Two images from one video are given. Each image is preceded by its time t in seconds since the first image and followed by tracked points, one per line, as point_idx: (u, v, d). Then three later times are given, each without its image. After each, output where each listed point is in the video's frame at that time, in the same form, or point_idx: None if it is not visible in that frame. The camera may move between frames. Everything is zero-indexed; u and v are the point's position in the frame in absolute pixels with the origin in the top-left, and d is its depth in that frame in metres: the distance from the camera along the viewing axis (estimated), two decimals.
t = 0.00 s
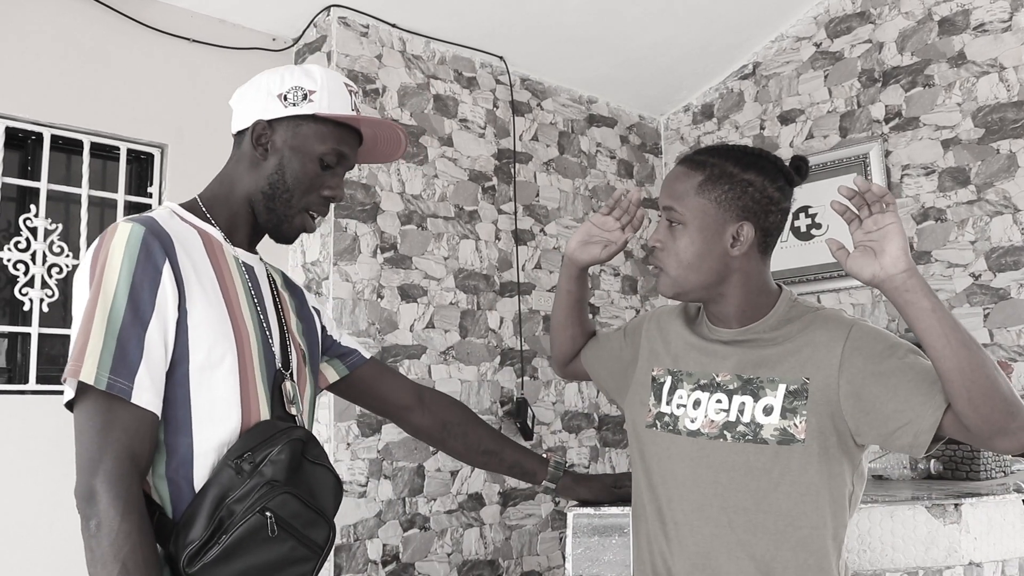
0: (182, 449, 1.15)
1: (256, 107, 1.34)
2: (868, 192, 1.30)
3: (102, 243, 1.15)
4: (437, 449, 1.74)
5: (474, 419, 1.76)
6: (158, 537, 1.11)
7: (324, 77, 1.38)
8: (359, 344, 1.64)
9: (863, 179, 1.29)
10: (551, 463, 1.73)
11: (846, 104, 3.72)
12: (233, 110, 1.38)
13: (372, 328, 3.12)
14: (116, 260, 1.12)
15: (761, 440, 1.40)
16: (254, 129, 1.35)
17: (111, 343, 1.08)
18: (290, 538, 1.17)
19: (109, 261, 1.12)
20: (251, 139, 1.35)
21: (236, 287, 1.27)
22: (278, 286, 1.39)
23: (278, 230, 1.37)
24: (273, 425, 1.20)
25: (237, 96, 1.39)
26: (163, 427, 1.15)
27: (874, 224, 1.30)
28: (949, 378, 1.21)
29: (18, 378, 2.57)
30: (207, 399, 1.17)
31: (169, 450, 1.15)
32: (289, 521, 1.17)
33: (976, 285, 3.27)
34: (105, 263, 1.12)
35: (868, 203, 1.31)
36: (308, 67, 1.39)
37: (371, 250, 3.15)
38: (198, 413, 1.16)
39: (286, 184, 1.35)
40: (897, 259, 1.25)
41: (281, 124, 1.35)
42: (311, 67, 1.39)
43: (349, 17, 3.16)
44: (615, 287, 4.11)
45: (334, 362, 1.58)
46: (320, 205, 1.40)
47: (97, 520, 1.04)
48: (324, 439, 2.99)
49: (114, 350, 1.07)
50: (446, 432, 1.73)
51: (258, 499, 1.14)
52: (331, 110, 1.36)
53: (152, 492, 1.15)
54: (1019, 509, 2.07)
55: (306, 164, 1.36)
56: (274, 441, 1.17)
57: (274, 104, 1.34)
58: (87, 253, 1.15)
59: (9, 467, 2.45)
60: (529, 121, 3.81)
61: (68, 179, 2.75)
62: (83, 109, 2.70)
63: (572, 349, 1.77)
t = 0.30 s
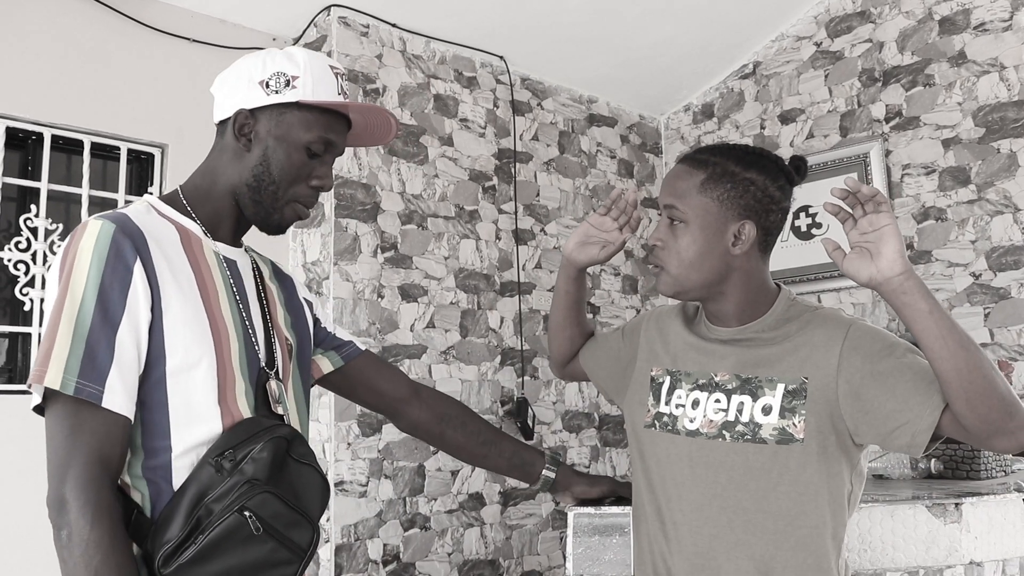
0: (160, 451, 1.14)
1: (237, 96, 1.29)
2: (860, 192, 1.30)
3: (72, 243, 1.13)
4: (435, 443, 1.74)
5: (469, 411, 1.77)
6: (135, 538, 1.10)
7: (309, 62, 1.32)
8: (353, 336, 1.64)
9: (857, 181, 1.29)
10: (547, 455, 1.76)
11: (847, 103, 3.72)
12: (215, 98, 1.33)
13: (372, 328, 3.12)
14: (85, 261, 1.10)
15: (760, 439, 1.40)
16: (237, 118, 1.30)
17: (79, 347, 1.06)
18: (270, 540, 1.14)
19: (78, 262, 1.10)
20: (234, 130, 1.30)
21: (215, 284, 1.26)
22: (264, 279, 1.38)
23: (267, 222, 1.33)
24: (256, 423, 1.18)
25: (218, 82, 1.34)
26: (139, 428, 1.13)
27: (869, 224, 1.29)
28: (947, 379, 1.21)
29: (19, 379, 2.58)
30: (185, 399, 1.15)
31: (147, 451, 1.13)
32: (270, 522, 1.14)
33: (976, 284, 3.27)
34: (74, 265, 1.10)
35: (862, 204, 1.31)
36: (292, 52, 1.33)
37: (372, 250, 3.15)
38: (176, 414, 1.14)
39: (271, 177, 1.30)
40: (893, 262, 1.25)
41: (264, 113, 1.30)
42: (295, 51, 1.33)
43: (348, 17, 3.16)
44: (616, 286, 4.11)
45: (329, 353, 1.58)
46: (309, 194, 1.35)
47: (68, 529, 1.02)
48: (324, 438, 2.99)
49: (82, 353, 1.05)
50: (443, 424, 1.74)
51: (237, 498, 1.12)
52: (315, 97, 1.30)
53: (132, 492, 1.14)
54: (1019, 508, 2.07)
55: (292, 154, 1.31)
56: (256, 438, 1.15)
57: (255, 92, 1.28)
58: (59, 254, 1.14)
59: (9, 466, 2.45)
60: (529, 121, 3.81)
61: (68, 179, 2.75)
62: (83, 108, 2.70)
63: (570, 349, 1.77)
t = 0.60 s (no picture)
0: (152, 458, 1.14)
1: (235, 95, 1.29)
2: (857, 192, 1.31)
3: (65, 250, 1.11)
4: (442, 445, 1.72)
5: (480, 417, 1.74)
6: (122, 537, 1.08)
7: (307, 58, 1.31)
8: (365, 335, 1.62)
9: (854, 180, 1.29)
10: (552, 466, 1.73)
11: (847, 102, 3.72)
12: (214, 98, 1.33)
13: (373, 327, 3.12)
14: (75, 270, 1.07)
15: (760, 439, 1.40)
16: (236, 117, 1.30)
17: (64, 357, 1.03)
18: (258, 548, 1.12)
19: (67, 272, 1.08)
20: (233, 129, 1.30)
21: (212, 291, 1.25)
22: (266, 277, 1.37)
23: (270, 221, 1.32)
24: (251, 430, 1.17)
25: (217, 81, 1.34)
26: (132, 434, 1.13)
27: (866, 224, 1.30)
28: (946, 377, 1.21)
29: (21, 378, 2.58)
30: (178, 407, 1.15)
31: (139, 456, 1.14)
32: (259, 530, 1.12)
33: (977, 284, 3.27)
34: (63, 274, 1.07)
35: (859, 203, 1.31)
36: (289, 47, 1.32)
37: (372, 249, 3.15)
38: (169, 421, 1.14)
39: (273, 176, 1.30)
40: (892, 262, 1.25)
41: (263, 111, 1.29)
42: (293, 46, 1.32)
43: (349, 16, 3.15)
44: (617, 286, 4.11)
45: (338, 352, 1.59)
46: (315, 192, 1.34)
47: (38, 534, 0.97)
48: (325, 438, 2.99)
49: (67, 365, 1.02)
50: (452, 429, 1.70)
51: (226, 504, 1.10)
52: (314, 93, 1.29)
53: (121, 493, 1.14)
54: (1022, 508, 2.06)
55: (292, 152, 1.30)
56: (250, 444, 1.15)
57: (252, 90, 1.28)
58: (51, 261, 1.12)
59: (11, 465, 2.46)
60: (530, 120, 3.81)
61: (69, 178, 2.76)
62: (83, 108, 2.70)
63: (569, 352, 1.76)
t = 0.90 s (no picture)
0: (161, 463, 1.14)
1: (237, 92, 1.28)
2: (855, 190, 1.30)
3: (71, 251, 1.10)
4: (442, 441, 1.72)
5: (479, 414, 1.73)
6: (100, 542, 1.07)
7: (304, 49, 1.30)
8: (369, 330, 1.61)
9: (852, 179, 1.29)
10: (551, 467, 1.72)
11: (849, 101, 3.71)
12: (213, 96, 1.31)
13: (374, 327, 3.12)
14: (79, 272, 1.07)
15: (760, 437, 1.40)
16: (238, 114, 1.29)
17: (63, 358, 1.02)
18: (264, 553, 1.13)
19: (71, 273, 1.07)
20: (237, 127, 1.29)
21: (219, 292, 1.25)
22: (271, 277, 1.37)
23: (281, 217, 1.33)
24: (257, 432, 1.17)
25: (213, 79, 1.32)
26: (140, 435, 1.14)
27: (865, 223, 1.30)
28: (945, 375, 1.21)
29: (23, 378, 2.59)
30: (183, 409, 1.15)
31: (147, 458, 1.14)
32: (265, 534, 1.13)
33: (978, 282, 3.27)
34: (67, 275, 1.07)
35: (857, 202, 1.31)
36: (284, 39, 1.31)
37: (373, 249, 3.15)
38: (174, 422, 1.14)
39: (283, 172, 1.30)
40: (890, 260, 1.25)
41: (266, 107, 1.28)
42: (288, 37, 1.32)
43: (350, 16, 3.15)
44: (618, 285, 4.10)
45: (340, 347, 1.58)
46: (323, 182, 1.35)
47: None
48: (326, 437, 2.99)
49: (66, 364, 1.02)
50: (451, 426, 1.70)
51: (232, 509, 1.11)
52: (317, 85, 1.29)
53: (129, 496, 1.15)
54: None
55: (299, 145, 1.30)
56: (256, 448, 1.15)
57: (254, 86, 1.27)
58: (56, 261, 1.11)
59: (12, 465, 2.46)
60: (531, 120, 3.81)
61: (70, 178, 2.76)
62: (84, 108, 2.70)
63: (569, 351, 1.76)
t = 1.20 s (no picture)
0: (174, 466, 1.14)
1: (250, 91, 1.28)
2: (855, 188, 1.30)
3: (100, 249, 1.10)
4: (443, 442, 1.72)
5: (481, 416, 1.73)
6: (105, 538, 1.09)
7: (317, 47, 1.30)
8: (370, 332, 1.61)
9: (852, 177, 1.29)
10: (555, 464, 1.75)
11: (850, 99, 3.71)
12: (225, 95, 1.31)
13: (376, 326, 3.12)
14: (111, 274, 1.07)
15: (762, 436, 1.40)
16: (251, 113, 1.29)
17: (89, 364, 1.03)
18: (280, 556, 1.14)
19: (102, 274, 1.07)
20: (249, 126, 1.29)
21: (239, 296, 1.24)
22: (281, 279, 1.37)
23: (296, 215, 1.33)
24: (271, 436, 1.18)
25: (224, 77, 1.32)
26: (150, 437, 1.14)
27: (866, 221, 1.30)
28: (947, 371, 1.21)
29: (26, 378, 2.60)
30: (198, 414, 1.15)
31: (159, 462, 1.14)
32: (281, 538, 1.14)
33: (980, 281, 3.27)
34: (96, 276, 1.07)
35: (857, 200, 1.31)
36: (296, 36, 1.31)
37: (375, 248, 3.15)
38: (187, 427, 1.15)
39: (297, 171, 1.30)
40: (892, 257, 1.25)
41: (279, 106, 1.28)
42: (300, 35, 1.31)
43: (352, 15, 3.15)
44: (619, 284, 4.10)
45: (341, 349, 1.58)
46: (337, 181, 1.35)
47: None
48: (328, 436, 2.99)
49: (91, 372, 1.03)
50: (453, 428, 1.70)
51: (250, 513, 1.12)
52: (331, 84, 1.29)
53: (142, 496, 1.15)
54: None
55: (313, 146, 1.30)
56: (273, 452, 1.16)
57: (268, 85, 1.27)
58: (83, 256, 1.11)
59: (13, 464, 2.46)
60: (532, 118, 3.81)
61: (72, 178, 2.76)
62: (86, 107, 2.70)
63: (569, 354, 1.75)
